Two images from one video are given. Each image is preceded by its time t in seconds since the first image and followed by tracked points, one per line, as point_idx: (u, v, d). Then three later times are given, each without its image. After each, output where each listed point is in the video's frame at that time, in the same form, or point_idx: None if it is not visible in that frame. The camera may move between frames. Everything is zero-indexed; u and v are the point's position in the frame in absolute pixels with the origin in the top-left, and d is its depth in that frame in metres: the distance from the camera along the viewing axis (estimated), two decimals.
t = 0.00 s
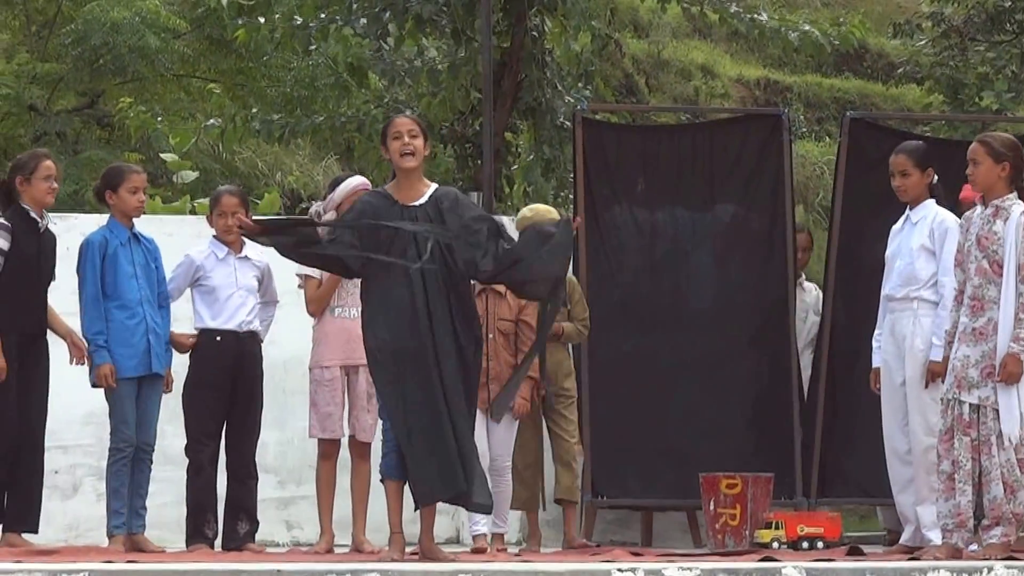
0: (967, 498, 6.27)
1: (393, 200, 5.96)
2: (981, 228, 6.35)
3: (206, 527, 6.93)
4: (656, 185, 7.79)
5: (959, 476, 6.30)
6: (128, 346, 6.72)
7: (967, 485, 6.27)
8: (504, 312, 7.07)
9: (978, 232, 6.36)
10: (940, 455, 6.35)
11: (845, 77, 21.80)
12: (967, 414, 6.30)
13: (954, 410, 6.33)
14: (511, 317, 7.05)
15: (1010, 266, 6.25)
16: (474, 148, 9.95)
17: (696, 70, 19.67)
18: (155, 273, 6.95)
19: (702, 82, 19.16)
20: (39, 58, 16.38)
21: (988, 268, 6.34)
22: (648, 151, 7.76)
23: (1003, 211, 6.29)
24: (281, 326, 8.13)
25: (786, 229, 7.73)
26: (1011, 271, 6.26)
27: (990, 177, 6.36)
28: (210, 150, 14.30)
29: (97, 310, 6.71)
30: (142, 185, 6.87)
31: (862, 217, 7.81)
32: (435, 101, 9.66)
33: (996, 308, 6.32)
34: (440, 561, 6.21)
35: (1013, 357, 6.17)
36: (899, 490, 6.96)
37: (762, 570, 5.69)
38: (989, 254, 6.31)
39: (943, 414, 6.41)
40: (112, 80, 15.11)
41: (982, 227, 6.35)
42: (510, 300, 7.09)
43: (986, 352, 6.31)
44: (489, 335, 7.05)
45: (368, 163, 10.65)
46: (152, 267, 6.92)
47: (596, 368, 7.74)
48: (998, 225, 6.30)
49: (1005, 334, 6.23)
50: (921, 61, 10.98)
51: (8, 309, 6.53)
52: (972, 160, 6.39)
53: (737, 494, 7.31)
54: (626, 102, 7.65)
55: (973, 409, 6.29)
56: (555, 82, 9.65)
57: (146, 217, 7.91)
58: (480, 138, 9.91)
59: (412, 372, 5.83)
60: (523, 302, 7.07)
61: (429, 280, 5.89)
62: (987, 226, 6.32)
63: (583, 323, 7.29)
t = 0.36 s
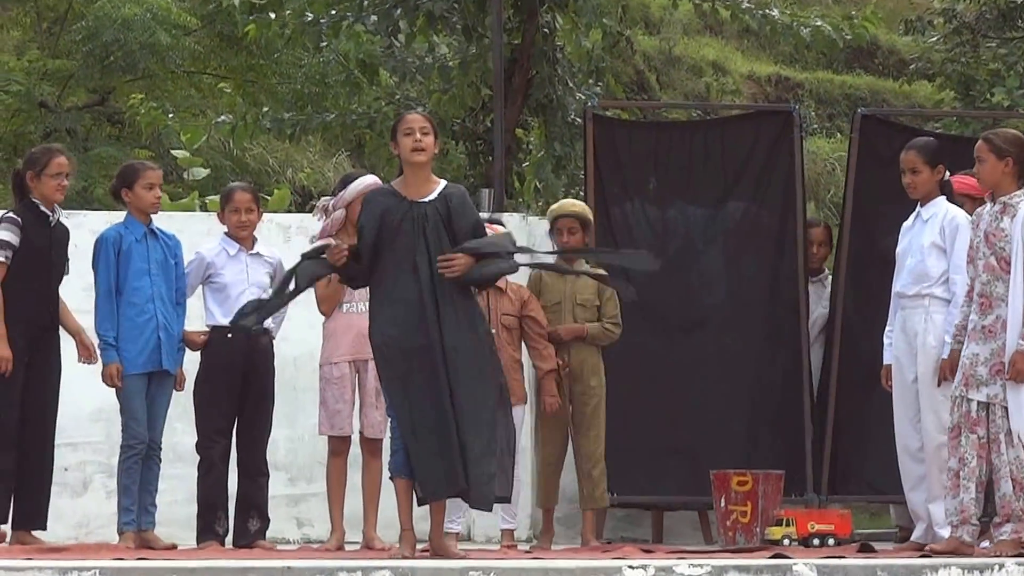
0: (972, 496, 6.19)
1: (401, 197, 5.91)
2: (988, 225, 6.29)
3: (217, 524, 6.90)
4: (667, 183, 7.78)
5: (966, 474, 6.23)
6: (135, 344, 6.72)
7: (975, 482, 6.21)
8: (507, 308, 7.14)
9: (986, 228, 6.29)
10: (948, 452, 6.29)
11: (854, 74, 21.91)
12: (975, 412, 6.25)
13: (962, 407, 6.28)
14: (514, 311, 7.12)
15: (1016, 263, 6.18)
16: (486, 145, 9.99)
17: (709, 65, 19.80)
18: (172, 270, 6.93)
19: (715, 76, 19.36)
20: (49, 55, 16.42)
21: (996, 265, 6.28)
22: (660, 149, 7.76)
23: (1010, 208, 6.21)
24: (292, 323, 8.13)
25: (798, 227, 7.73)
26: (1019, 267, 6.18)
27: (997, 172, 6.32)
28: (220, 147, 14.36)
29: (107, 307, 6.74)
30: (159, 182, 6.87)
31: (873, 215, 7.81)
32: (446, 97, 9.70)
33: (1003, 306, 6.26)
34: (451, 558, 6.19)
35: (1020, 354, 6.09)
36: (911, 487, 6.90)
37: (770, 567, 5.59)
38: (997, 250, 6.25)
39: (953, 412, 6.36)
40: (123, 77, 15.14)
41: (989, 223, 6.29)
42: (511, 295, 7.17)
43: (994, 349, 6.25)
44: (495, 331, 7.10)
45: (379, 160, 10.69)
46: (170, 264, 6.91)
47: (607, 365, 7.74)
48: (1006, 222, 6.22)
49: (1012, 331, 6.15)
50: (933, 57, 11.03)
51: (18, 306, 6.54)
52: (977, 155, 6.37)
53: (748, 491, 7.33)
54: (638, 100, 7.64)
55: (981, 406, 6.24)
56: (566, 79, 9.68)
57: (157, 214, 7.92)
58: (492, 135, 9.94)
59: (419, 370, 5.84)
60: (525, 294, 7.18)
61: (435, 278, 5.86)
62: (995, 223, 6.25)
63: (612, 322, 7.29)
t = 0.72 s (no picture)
0: (986, 494, 6.16)
1: (413, 195, 5.85)
2: (986, 221, 6.26)
3: (224, 521, 6.89)
4: (676, 180, 7.77)
5: (976, 472, 6.20)
6: (141, 341, 6.72)
7: (984, 480, 6.17)
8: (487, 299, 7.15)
9: (984, 224, 6.26)
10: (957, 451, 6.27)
11: (862, 71, 21.96)
12: (980, 409, 6.21)
13: (968, 405, 6.25)
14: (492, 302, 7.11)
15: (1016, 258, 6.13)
16: (495, 141, 10.01)
17: (715, 62, 19.87)
18: (179, 268, 6.94)
19: (722, 74, 19.42)
20: (57, 52, 16.44)
21: (995, 261, 6.23)
22: (668, 146, 7.75)
23: (1008, 204, 6.19)
24: (299, 320, 8.13)
25: (806, 224, 7.74)
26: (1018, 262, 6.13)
27: (994, 169, 6.28)
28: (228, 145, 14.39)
29: (114, 304, 6.73)
30: (170, 179, 6.87)
31: (882, 212, 7.80)
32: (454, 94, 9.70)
33: (1003, 302, 6.22)
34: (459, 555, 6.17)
35: (1018, 349, 6.04)
36: (919, 485, 6.87)
37: (779, 564, 5.55)
38: (995, 246, 6.21)
39: (960, 410, 6.33)
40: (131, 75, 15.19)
41: (987, 219, 6.25)
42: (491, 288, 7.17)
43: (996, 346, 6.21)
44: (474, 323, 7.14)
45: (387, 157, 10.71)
46: (178, 261, 6.92)
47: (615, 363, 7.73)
48: (1004, 217, 6.19)
49: (1010, 327, 6.11)
50: (941, 52, 11.05)
51: (25, 303, 6.54)
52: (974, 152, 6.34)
53: (755, 489, 7.35)
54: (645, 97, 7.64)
55: (985, 403, 6.20)
56: (574, 76, 9.69)
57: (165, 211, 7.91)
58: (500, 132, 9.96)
59: (430, 370, 5.84)
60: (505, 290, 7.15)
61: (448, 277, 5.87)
62: (993, 219, 6.22)
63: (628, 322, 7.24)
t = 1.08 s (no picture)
0: (991, 492, 6.08)
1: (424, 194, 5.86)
2: (982, 217, 6.19)
3: (229, 518, 6.89)
4: (682, 176, 7.77)
5: (979, 469, 6.12)
6: (144, 337, 6.72)
7: (988, 477, 6.09)
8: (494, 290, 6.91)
9: (980, 220, 6.19)
10: (959, 449, 6.19)
11: (866, 68, 21.99)
12: (981, 406, 6.14)
13: (969, 403, 6.18)
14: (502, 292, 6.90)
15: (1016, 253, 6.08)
16: (499, 138, 10.01)
17: (720, 59, 19.91)
18: (181, 263, 6.94)
19: (727, 71, 19.47)
20: (63, 48, 16.47)
21: (993, 256, 6.16)
22: (674, 143, 7.75)
23: (1005, 200, 6.14)
24: (305, 316, 8.12)
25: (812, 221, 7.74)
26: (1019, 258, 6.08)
27: (992, 167, 6.21)
28: (233, 142, 14.43)
29: (117, 301, 6.71)
30: (168, 175, 6.86)
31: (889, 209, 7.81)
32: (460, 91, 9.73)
33: (1003, 298, 6.15)
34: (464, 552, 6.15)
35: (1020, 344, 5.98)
36: (924, 481, 6.84)
37: (783, 561, 5.50)
38: (994, 241, 6.15)
39: (958, 408, 6.25)
40: (136, 72, 15.22)
41: (983, 215, 6.19)
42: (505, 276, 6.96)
43: (996, 342, 6.13)
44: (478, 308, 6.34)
45: (392, 153, 10.72)
46: (180, 257, 6.92)
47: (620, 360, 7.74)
48: (1001, 213, 6.14)
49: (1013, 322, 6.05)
50: (947, 49, 11.07)
51: (28, 300, 6.54)
52: (971, 149, 6.22)
53: (760, 486, 7.37)
54: (651, 93, 7.64)
55: (986, 400, 6.13)
56: (579, 73, 9.71)
57: (169, 207, 7.91)
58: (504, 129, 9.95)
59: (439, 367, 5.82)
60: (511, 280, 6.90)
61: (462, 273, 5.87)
62: (989, 215, 6.17)
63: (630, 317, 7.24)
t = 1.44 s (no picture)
0: (994, 489, 6.00)
1: (432, 189, 5.87)
2: (981, 215, 6.14)
3: (230, 515, 6.88)
4: (685, 173, 7.77)
5: (983, 467, 6.03)
6: (144, 334, 6.72)
7: (992, 475, 6.01)
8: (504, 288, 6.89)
9: (979, 217, 6.14)
10: (962, 447, 6.10)
11: (868, 65, 21.99)
12: (986, 404, 6.05)
13: (973, 400, 6.08)
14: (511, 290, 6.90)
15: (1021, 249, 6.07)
16: (500, 135, 10.01)
17: (723, 55, 19.91)
18: (181, 260, 6.94)
19: (729, 68, 19.48)
20: (65, 45, 16.49)
21: (995, 253, 6.13)
22: (677, 141, 7.75)
23: (1000, 197, 6.14)
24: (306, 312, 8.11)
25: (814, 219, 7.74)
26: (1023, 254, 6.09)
27: (993, 169, 6.15)
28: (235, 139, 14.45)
29: (117, 298, 6.72)
30: (166, 171, 6.86)
31: (891, 206, 7.80)
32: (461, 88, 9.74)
33: (1006, 294, 6.10)
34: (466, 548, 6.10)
35: None
36: (925, 478, 6.82)
37: (783, 558, 5.47)
38: (995, 238, 6.12)
39: (959, 407, 6.14)
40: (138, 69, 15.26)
41: (981, 212, 6.14)
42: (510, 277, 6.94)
43: (1001, 339, 6.07)
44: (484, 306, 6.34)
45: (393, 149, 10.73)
46: (180, 253, 6.93)
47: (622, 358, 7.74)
48: (1000, 210, 6.12)
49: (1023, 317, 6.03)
50: (948, 46, 11.07)
51: (27, 296, 6.54)
52: (980, 147, 6.13)
53: (762, 483, 7.34)
54: (654, 90, 7.63)
55: (990, 398, 6.04)
56: (581, 69, 9.71)
57: (170, 204, 7.91)
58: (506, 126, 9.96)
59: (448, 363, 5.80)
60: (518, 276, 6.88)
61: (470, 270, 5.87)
62: (988, 212, 6.13)
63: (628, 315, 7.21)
